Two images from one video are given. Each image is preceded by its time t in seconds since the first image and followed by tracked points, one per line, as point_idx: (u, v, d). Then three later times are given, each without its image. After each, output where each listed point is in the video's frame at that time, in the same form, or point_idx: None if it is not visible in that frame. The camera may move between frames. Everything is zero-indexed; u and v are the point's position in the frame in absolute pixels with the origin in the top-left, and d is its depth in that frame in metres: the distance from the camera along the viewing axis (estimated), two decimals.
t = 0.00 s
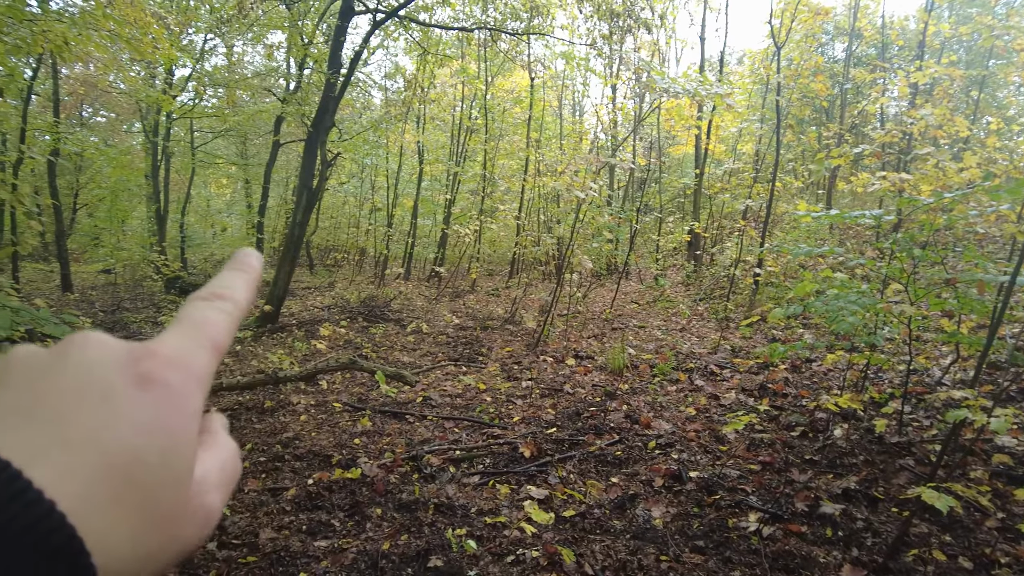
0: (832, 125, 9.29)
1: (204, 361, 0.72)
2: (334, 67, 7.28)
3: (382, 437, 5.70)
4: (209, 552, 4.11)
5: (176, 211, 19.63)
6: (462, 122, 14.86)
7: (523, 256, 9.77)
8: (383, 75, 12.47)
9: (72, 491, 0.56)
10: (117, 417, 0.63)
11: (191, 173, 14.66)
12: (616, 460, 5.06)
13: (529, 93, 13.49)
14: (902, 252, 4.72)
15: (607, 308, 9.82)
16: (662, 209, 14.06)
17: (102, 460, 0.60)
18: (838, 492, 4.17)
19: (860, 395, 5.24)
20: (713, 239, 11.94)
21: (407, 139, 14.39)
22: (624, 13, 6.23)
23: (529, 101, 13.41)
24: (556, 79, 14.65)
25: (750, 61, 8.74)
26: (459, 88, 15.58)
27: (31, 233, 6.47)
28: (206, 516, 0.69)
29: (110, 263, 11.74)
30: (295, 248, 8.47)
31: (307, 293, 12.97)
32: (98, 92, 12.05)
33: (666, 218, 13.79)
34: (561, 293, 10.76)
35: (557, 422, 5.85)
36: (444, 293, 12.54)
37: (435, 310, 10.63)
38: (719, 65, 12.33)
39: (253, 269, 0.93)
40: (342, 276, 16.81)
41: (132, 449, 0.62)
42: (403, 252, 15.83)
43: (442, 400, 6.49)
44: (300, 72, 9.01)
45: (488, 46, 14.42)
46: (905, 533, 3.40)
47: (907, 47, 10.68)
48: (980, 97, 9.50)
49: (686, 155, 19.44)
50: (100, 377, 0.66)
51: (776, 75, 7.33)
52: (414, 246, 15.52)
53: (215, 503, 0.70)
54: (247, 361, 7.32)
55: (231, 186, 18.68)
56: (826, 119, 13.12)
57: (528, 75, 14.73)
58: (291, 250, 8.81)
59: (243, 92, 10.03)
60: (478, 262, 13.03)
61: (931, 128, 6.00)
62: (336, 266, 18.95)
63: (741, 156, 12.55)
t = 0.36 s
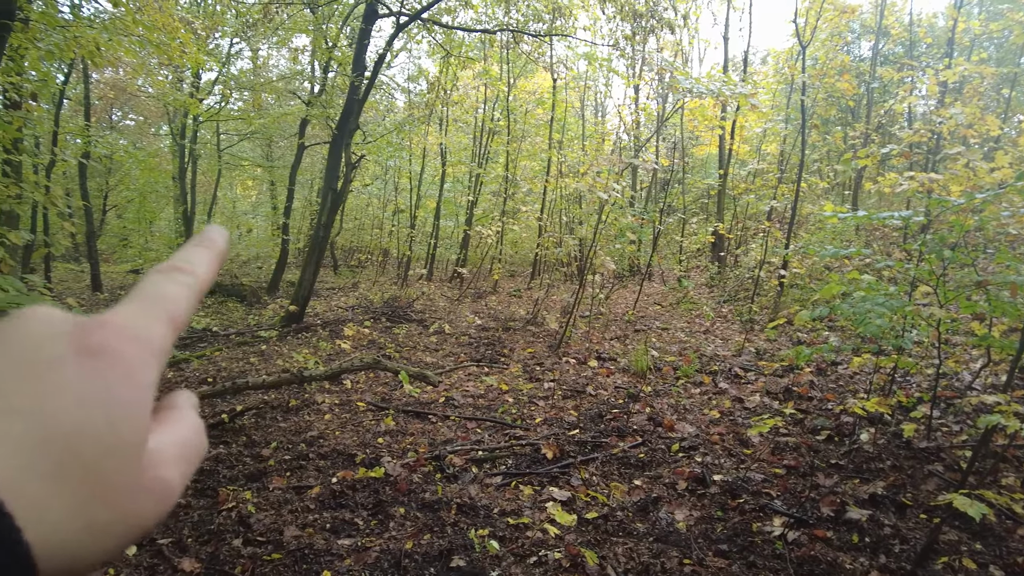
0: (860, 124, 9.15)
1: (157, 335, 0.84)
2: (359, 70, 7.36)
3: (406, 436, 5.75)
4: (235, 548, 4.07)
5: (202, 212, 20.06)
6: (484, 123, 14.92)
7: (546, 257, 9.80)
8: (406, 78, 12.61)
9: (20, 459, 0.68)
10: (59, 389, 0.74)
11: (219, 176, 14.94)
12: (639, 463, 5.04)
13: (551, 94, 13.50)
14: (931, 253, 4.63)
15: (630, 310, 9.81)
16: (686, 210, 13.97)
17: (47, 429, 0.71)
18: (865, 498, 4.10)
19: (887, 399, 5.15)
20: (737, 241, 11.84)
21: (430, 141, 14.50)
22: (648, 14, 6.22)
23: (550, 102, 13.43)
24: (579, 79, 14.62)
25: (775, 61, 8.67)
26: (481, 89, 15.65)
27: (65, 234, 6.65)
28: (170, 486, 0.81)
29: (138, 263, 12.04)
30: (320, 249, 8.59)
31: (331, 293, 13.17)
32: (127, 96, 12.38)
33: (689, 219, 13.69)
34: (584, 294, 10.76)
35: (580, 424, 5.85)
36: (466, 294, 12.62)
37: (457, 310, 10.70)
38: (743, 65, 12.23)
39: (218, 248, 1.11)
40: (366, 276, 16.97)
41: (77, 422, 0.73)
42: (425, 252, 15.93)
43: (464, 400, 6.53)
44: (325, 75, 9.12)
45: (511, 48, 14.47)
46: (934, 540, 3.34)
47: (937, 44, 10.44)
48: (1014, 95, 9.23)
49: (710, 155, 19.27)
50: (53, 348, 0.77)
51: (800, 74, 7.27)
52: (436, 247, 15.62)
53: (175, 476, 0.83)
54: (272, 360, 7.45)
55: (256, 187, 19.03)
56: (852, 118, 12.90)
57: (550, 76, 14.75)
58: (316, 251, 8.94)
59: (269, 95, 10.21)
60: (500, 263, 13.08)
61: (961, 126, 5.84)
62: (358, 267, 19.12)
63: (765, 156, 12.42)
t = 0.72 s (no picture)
0: (884, 123, 9.02)
1: None
2: (377, 71, 7.42)
3: (424, 436, 5.78)
4: (254, 546, 4.10)
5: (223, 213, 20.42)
6: (503, 124, 14.95)
7: (564, 257, 9.80)
8: (425, 80, 12.69)
9: None
10: None
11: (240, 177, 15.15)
12: (658, 465, 5.01)
13: (571, 93, 13.50)
14: (957, 253, 4.52)
15: (650, 311, 9.77)
16: (705, 210, 13.88)
17: None
18: (888, 503, 4.03)
19: (911, 402, 5.06)
20: (758, 241, 11.73)
21: (449, 142, 14.56)
22: (668, 12, 6.19)
23: (570, 102, 13.42)
24: (598, 79, 14.57)
25: (795, 59, 8.60)
26: (500, 90, 15.69)
27: (91, 234, 6.79)
28: None
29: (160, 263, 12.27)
30: (339, 249, 8.67)
31: (350, 293, 13.29)
32: (150, 98, 12.62)
33: (709, 219, 13.60)
34: (602, 295, 10.74)
35: (598, 425, 5.83)
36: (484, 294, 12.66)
37: (475, 310, 10.73)
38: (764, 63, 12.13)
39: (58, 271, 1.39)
40: (385, 276, 17.10)
41: None
42: (444, 253, 16.00)
43: (482, 400, 6.54)
44: (344, 77, 9.20)
45: (530, 48, 14.50)
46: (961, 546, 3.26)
47: (964, 41, 10.22)
48: None
49: (730, 155, 19.11)
50: None
51: (821, 73, 7.21)
52: (455, 247, 15.68)
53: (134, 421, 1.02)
54: (291, 359, 7.53)
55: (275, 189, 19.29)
56: (875, 117, 12.70)
57: (569, 76, 14.76)
58: (336, 251, 9.03)
59: (289, 96, 10.33)
60: (518, 264, 13.11)
61: (989, 125, 5.68)
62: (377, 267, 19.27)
63: (786, 156, 12.30)
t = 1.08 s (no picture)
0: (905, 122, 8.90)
1: None
2: (393, 72, 7.45)
3: (440, 435, 5.79)
4: (270, 544, 4.12)
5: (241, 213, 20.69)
6: (519, 124, 14.95)
7: (580, 257, 9.79)
8: (440, 80, 12.74)
9: None
10: None
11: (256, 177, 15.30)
12: (675, 467, 4.98)
13: (586, 93, 13.48)
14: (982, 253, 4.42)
15: (666, 312, 9.73)
16: (722, 211, 13.81)
17: None
18: (910, 507, 3.95)
19: (933, 405, 4.97)
20: (775, 242, 11.64)
21: (464, 142, 14.59)
22: (685, 11, 6.16)
23: (586, 102, 13.41)
24: (613, 79, 14.51)
25: (814, 57, 8.51)
26: (516, 90, 15.70)
27: (111, 233, 6.89)
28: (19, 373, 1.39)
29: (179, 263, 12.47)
30: (356, 249, 8.72)
31: (366, 293, 13.37)
32: (167, 100, 12.77)
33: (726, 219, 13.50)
34: (619, 295, 10.71)
35: (614, 426, 5.81)
36: (499, 294, 12.68)
37: (490, 310, 10.75)
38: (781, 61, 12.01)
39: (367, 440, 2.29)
40: (400, 276, 17.17)
41: None
42: (459, 253, 16.03)
43: (498, 400, 6.55)
44: (361, 78, 9.26)
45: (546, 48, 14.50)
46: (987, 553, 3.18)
47: (987, 37, 10.02)
48: None
49: (748, 154, 18.96)
50: None
51: (841, 71, 7.14)
52: (470, 248, 15.72)
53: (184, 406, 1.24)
54: (308, 358, 7.59)
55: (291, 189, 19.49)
56: (895, 116, 12.52)
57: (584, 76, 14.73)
58: (352, 250, 9.09)
59: (305, 97, 10.41)
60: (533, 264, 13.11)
61: (1015, 122, 5.57)
62: (392, 267, 19.37)
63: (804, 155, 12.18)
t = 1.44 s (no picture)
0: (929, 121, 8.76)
1: None
2: (413, 72, 7.51)
3: (459, 435, 5.81)
4: (292, 541, 4.16)
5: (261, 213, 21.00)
6: (538, 124, 14.95)
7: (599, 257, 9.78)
8: (459, 80, 12.80)
9: None
10: None
11: (276, 177, 15.48)
12: (696, 469, 4.96)
13: (605, 93, 13.46)
14: (1011, 254, 4.31)
15: (687, 313, 9.70)
16: (743, 211, 13.72)
17: None
18: (936, 513, 3.87)
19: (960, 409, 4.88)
20: (797, 242, 11.52)
21: (483, 142, 14.62)
22: (705, 10, 6.13)
23: (606, 102, 13.38)
24: (632, 78, 14.45)
25: (837, 56, 8.43)
26: (534, 90, 15.71)
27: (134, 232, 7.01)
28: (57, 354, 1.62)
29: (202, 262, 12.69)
30: (376, 248, 8.79)
31: (384, 292, 13.46)
32: (187, 100, 12.95)
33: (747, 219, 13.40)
34: (638, 296, 10.69)
35: (635, 428, 5.80)
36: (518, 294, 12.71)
37: (509, 310, 10.77)
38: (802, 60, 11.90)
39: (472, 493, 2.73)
40: (419, 275, 17.27)
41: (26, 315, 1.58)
42: (478, 253, 16.08)
43: (517, 400, 6.56)
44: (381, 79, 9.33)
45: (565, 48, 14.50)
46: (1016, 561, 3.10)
47: (1016, 33, 9.80)
48: None
49: (769, 154, 18.77)
50: None
51: (865, 70, 7.06)
52: (488, 248, 15.77)
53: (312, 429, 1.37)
54: (329, 357, 7.67)
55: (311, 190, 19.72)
56: (919, 115, 12.32)
57: (603, 76, 14.70)
58: (372, 250, 9.16)
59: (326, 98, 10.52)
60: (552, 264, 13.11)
61: None
62: (411, 267, 19.49)
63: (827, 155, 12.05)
